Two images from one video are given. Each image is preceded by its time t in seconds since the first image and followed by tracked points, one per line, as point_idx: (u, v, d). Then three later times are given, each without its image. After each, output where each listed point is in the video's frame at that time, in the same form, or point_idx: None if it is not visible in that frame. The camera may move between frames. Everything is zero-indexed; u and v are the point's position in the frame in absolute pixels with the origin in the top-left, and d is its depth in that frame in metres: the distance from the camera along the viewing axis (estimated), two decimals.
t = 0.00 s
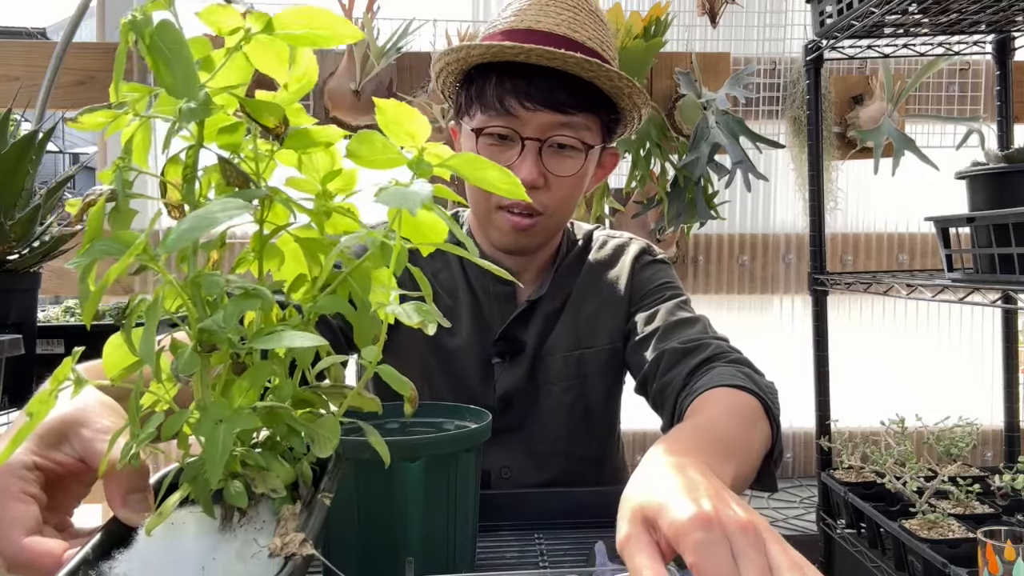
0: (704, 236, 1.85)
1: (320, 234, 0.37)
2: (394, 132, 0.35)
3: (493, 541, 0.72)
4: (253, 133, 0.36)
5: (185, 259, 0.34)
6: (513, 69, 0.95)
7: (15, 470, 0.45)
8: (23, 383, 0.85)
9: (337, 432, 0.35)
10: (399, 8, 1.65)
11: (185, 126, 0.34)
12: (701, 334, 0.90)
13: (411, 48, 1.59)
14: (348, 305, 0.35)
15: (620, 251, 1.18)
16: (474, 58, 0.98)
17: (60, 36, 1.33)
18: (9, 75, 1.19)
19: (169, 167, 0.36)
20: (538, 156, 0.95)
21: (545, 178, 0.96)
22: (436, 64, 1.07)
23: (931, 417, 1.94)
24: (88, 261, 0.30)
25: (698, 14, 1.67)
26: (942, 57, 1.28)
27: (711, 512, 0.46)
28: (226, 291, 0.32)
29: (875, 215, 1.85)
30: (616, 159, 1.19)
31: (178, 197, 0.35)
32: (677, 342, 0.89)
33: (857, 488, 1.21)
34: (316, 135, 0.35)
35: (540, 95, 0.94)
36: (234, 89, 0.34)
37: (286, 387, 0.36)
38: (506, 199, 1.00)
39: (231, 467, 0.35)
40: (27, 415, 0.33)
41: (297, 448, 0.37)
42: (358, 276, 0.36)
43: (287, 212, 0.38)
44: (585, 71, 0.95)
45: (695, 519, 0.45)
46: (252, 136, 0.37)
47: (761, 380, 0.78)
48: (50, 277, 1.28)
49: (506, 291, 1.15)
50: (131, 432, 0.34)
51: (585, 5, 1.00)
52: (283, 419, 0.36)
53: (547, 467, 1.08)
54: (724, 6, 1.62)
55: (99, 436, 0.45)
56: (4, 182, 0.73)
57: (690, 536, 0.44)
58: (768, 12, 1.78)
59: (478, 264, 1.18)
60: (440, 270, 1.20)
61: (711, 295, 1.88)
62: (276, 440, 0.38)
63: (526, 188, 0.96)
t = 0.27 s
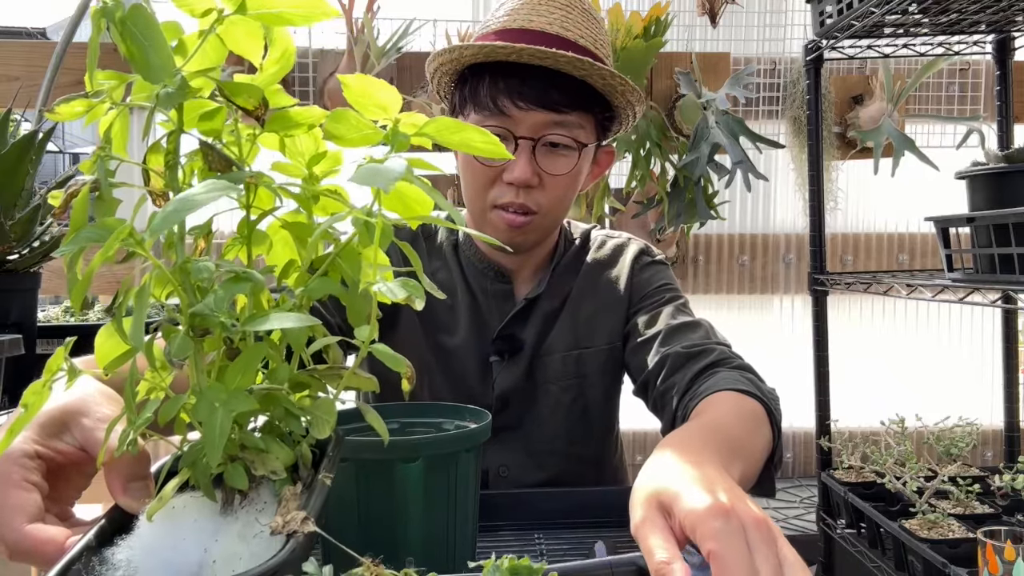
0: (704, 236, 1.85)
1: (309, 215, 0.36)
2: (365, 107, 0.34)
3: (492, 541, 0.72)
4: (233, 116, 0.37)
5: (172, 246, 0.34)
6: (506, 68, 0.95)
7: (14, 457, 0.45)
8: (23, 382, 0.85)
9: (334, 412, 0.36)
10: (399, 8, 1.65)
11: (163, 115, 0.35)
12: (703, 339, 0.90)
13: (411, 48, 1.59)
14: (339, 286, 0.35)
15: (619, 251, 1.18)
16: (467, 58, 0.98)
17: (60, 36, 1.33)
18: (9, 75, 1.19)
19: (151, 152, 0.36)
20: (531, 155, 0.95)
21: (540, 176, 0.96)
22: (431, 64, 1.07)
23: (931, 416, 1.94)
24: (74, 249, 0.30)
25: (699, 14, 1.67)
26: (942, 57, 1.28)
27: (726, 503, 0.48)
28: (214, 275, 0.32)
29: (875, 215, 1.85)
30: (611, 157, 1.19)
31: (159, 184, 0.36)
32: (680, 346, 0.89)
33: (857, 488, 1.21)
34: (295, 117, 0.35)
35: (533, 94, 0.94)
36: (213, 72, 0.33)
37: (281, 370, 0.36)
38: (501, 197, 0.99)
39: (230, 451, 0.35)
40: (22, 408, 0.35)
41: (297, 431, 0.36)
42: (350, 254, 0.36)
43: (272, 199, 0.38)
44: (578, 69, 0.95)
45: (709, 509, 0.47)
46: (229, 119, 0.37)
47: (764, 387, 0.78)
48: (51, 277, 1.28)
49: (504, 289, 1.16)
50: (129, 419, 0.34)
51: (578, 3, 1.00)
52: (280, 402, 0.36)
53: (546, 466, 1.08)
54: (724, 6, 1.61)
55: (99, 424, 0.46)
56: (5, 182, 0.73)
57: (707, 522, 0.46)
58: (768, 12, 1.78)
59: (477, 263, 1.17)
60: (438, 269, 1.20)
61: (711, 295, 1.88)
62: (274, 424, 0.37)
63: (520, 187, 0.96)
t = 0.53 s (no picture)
0: (704, 236, 1.85)
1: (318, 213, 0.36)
2: (385, 107, 0.35)
3: (493, 541, 0.72)
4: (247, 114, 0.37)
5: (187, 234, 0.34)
6: (510, 68, 0.95)
7: (28, 444, 0.45)
8: (23, 383, 0.85)
9: (348, 401, 0.36)
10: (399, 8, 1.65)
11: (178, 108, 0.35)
12: (708, 339, 0.90)
13: (410, 48, 1.59)
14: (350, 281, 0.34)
15: (620, 250, 1.18)
16: (470, 58, 0.98)
17: (59, 36, 1.33)
18: (9, 75, 1.19)
19: (167, 146, 0.36)
20: (534, 154, 0.95)
21: (543, 176, 0.96)
22: (434, 64, 1.07)
23: (931, 417, 1.94)
24: (94, 232, 0.29)
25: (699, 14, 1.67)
26: (942, 57, 1.28)
27: (758, 483, 0.53)
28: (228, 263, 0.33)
29: (875, 215, 1.85)
30: (613, 157, 1.19)
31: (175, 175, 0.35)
32: (687, 344, 0.89)
33: (857, 488, 1.21)
34: (307, 117, 0.35)
35: (537, 94, 0.94)
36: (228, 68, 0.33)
37: (292, 357, 0.36)
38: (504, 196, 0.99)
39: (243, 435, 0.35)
40: (38, 391, 0.34)
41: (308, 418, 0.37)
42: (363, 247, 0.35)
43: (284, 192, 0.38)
44: (581, 69, 0.95)
45: (743, 487, 0.52)
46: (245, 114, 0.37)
47: (769, 385, 0.78)
48: (51, 277, 1.28)
49: (506, 288, 1.16)
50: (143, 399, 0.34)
51: (580, 4, 1.00)
52: (292, 389, 0.36)
53: (547, 465, 1.08)
54: (724, 6, 1.61)
55: (109, 412, 0.46)
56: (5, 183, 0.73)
57: (740, 498, 0.51)
58: (768, 12, 1.78)
59: (478, 262, 1.17)
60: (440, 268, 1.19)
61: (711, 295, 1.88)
62: (284, 411, 0.38)
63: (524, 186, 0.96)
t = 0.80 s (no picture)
0: (704, 236, 1.85)
1: (316, 201, 0.36)
2: (377, 91, 0.35)
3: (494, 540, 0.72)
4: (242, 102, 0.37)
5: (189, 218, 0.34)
6: (516, 67, 0.96)
7: (37, 423, 0.43)
8: (23, 383, 0.84)
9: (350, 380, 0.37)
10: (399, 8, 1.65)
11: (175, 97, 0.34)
12: (703, 332, 0.90)
13: (411, 48, 1.59)
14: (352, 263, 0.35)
15: (621, 249, 1.18)
16: (477, 58, 0.98)
17: (59, 36, 1.33)
18: (9, 75, 1.19)
19: (164, 134, 0.36)
20: (539, 152, 0.96)
21: (547, 174, 0.96)
22: (438, 62, 1.06)
23: (931, 417, 1.94)
24: (95, 215, 0.29)
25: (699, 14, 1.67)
26: (942, 57, 1.28)
27: (751, 483, 0.53)
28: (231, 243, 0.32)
29: (875, 215, 1.85)
30: (614, 157, 1.19)
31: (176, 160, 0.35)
32: (681, 338, 0.89)
33: (857, 488, 1.21)
34: (301, 107, 0.34)
35: (542, 93, 0.95)
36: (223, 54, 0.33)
37: (295, 338, 0.36)
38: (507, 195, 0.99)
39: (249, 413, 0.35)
40: (44, 371, 0.34)
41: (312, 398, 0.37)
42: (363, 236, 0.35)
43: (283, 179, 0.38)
44: (586, 69, 0.95)
45: (734, 487, 0.52)
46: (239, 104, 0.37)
47: (765, 379, 0.78)
48: (51, 277, 1.28)
49: (507, 287, 1.15)
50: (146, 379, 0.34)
51: (584, 5, 1.00)
52: (297, 368, 0.36)
53: (547, 464, 1.08)
54: (724, 6, 1.61)
55: (120, 395, 0.45)
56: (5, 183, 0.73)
57: (734, 497, 0.51)
58: (768, 12, 1.78)
59: (479, 259, 1.16)
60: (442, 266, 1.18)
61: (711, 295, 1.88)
62: (289, 391, 0.38)
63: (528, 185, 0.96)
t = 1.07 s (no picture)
0: (703, 236, 1.86)
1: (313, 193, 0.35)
2: (376, 86, 0.35)
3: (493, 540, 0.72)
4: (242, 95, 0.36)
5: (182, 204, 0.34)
6: (517, 66, 0.96)
7: (26, 406, 0.44)
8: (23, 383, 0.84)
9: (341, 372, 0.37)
10: (399, 8, 1.65)
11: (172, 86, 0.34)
12: (702, 333, 0.90)
13: (411, 48, 1.59)
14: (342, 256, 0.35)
15: (621, 249, 1.18)
16: (478, 56, 0.98)
17: (59, 36, 1.33)
18: (9, 75, 1.19)
19: (161, 123, 0.35)
20: (539, 152, 0.96)
21: (547, 174, 0.96)
22: (439, 61, 1.06)
23: (931, 417, 1.94)
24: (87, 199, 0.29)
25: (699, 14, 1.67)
26: (942, 57, 1.28)
27: (760, 490, 0.53)
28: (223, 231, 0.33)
29: (875, 215, 1.85)
30: (614, 158, 1.19)
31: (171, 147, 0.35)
32: (680, 338, 0.89)
33: (857, 488, 1.21)
34: (299, 100, 0.35)
35: (543, 92, 0.95)
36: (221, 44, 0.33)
37: (286, 327, 0.36)
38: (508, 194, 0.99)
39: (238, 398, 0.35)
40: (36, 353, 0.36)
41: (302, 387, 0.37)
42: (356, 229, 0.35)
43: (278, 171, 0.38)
44: (587, 68, 0.95)
45: (749, 494, 0.52)
46: (238, 95, 0.37)
47: (766, 377, 0.78)
48: (51, 277, 1.28)
49: (507, 287, 1.15)
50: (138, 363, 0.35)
51: (586, 5, 1.00)
52: (286, 357, 0.36)
53: (546, 462, 1.08)
54: (724, 6, 1.61)
55: (108, 379, 0.47)
56: (4, 182, 0.74)
57: (745, 504, 0.51)
58: (768, 12, 1.78)
59: (479, 259, 1.16)
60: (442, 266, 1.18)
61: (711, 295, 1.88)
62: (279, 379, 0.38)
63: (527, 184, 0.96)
